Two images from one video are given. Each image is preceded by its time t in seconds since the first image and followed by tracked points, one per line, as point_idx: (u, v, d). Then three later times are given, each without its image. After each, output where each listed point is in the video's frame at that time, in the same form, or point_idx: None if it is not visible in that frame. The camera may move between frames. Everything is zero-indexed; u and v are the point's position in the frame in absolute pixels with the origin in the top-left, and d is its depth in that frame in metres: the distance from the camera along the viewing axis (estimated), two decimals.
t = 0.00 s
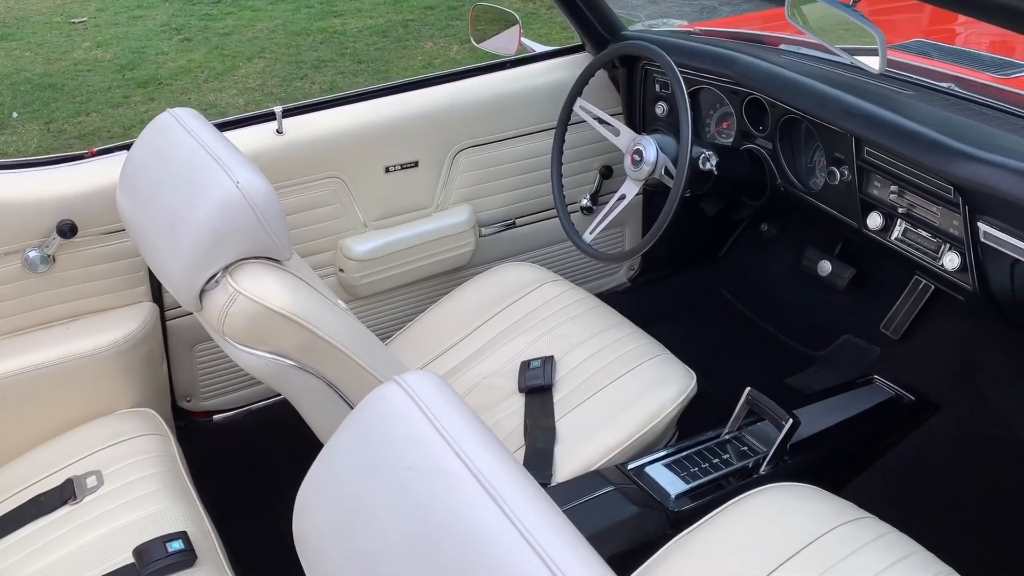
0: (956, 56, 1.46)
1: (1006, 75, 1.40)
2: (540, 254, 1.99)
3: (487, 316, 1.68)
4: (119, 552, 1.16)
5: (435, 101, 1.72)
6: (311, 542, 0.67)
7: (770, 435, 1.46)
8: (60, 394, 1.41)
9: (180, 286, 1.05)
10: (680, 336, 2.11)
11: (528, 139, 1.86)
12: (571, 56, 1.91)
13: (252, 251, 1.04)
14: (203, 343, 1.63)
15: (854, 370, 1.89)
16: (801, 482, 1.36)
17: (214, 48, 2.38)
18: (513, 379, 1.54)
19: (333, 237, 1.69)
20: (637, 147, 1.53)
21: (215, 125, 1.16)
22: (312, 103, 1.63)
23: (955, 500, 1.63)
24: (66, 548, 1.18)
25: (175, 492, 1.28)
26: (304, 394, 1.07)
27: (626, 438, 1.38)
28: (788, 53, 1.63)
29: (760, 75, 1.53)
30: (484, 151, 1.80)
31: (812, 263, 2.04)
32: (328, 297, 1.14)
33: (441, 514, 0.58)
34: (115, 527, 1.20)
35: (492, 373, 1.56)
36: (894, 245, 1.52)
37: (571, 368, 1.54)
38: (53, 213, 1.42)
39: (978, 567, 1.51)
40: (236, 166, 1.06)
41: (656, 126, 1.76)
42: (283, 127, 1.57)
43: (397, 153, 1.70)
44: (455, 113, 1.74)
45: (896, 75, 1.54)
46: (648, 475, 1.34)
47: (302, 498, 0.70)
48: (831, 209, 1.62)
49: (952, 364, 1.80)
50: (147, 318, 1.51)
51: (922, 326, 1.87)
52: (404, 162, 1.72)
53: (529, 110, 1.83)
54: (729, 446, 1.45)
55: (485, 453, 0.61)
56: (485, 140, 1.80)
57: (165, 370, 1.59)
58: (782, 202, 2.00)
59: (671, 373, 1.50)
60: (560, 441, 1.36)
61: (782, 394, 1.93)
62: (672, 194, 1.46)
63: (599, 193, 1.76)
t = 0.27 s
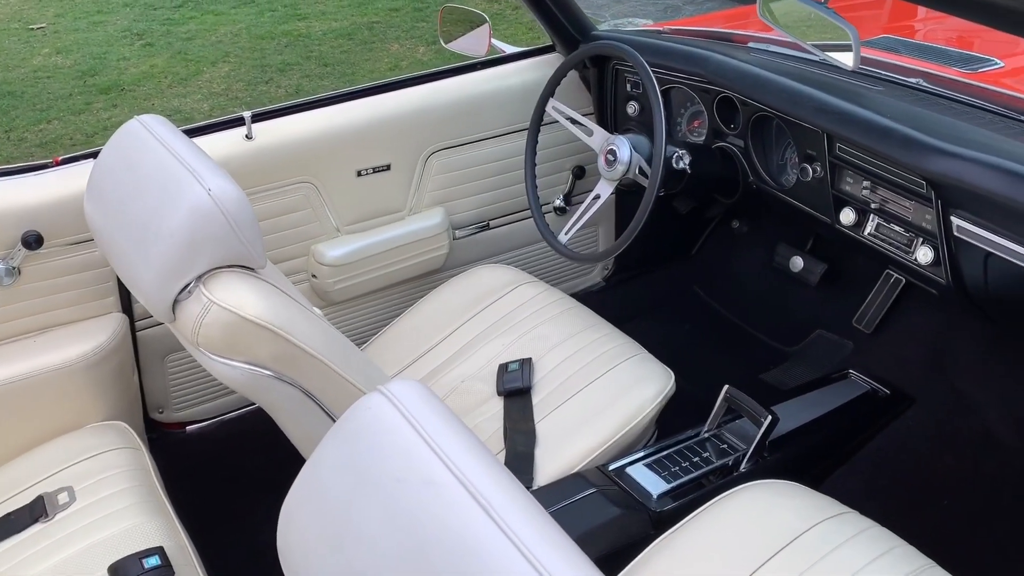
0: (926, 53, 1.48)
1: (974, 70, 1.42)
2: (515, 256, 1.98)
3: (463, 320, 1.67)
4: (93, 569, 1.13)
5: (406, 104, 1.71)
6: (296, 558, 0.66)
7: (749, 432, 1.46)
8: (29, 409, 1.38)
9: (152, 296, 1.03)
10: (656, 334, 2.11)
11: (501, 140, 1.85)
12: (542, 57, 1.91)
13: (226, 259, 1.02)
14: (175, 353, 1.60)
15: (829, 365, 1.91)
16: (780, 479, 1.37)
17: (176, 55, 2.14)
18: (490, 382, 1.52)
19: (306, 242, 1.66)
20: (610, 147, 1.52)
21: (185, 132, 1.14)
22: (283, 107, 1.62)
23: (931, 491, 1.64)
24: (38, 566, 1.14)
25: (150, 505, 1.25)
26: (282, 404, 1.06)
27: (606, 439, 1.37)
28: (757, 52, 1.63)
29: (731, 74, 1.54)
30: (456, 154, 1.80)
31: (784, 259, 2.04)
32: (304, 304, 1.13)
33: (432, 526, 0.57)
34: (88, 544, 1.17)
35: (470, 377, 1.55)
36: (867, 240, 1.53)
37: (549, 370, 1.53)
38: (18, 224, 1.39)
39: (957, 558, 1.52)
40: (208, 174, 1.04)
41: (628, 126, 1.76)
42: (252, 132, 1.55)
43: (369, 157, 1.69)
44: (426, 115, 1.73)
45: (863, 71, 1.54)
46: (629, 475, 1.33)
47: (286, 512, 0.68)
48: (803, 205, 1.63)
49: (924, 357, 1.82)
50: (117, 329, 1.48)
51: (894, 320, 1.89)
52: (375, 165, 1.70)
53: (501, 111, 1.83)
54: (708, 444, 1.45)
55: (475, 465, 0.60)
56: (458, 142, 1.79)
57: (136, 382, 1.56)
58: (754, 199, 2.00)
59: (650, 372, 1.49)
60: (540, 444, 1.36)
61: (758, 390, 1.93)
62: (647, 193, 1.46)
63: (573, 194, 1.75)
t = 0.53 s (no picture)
0: (897, 51, 1.52)
1: (943, 66, 1.45)
2: (490, 258, 1.97)
3: (441, 323, 1.66)
4: None
5: (378, 108, 1.70)
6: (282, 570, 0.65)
7: (729, 430, 1.47)
8: None
9: (125, 306, 1.01)
10: (633, 334, 2.11)
11: (474, 142, 1.85)
12: (514, 59, 1.91)
13: (201, 266, 1.00)
14: (148, 363, 1.58)
15: (805, 361, 1.92)
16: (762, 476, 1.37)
17: (141, 60, 2.05)
18: (470, 386, 1.51)
19: (280, 248, 1.65)
20: (585, 148, 1.52)
21: (156, 139, 1.12)
22: (254, 111, 1.60)
23: (909, 483, 1.66)
24: None
25: (125, 519, 1.23)
26: (260, 413, 1.04)
27: (587, 440, 1.37)
28: (729, 52, 1.64)
29: (704, 73, 1.54)
30: (429, 157, 1.79)
31: (758, 257, 2.05)
32: (280, 311, 1.11)
33: (421, 533, 0.56)
34: (61, 560, 1.14)
35: (448, 381, 1.54)
36: (841, 236, 1.54)
37: (528, 372, 1.53)
38: None
39: (936, 550, 1.53)
40: (181, 180, 1.02)
41: (602, 126, 1.76)
42: (223, 137, 1.54)
43: (342, 161, 1.67)
44: (399, 118, 1.72)
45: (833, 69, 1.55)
46: (611, 476, 1.33)
47: (271, 525, 0.67)
48: (777, 203, 1.64)
49: (898, 352, 1.84)
50: (88, 340, 1.46)
51: (868, 315, 1.91)
52: (349, 170, 1.69)
53: (474, 113, 1.82)
54: (689, 443, 1.45)
55: (464, 470, 0.59)
56: (431, 145, 1.78)
57: (109, 394, 1.53)
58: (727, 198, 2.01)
59: (629, 372, 1.49)
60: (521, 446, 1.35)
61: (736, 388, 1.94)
62: (623, 193, 1.46)
63: (548, 195, 1.75)
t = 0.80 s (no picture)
0: (867, 49, 1.54)
1: (912, 63, 1.47)
2: (467, 261, 1.97)
3: (419, 327, 1.65)
4: None
5: (352, 112, 1.69)
6: None
7: (709, 428, 1.48)
8: None
9: (100, 315, 0.99)
10: (611, 334, 2.11)
11: (448, 145, 1.85)
12: (486, 61, 1.91)
13: (177, 273, 0.99)
14: (122, 372, 1.55)
15: (781, 358, 1.93)
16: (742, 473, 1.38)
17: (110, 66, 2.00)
18: (449, 390, 1.51)
19: (254, 255, 1.63)
20: (561, 149, 1.52)
21: (128, 145, 1.11)
22: (226, 115, 1.58)
23: (887, 477, 1.67)
24: None
25: (101, 531, 1.20)
26: (239, 421, 1.03)
27: (569, 441, 1.37)
28: (701, 51, 1.65)
29: (677, 74, 1.55)
30: (403, 160, 1.79)
31: (732, 256, 2.05)
32: (258, 317, 1.10)
33: (411, 540, 0.55)
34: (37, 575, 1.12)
35: (428, 385, 1.53)
36: (815, 233, 1.55)
37: (507, 374, 1.52)
38: None
39: (915, 542, 1.55)
40: (155, 187, 1.01)
41: (576, 128, 1.77)
42: (194, 143, 1.52)
43: (316, 165, 1.67)
44: (372, 122, 1.72)
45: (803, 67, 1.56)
46: (594, 477, 1.33)
47: (256, 534, 0.66)
48: (751, 202, 1.65)
49: (873, 347, 1.86)
50: (61, 350, 1.43)
51: (842, 312, 1.92)
52: (323, 174, 1.68)
53: (446, 116, 1.83)
54: (669, 442, 1.46)
55: (453, 473, 0.59)
56: (405, 149, 1.78)
57: (83, 404, 1.51)
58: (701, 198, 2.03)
59: (608, 372, 1.50)
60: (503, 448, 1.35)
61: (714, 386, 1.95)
62: (599, 193, 1.46)
63: (523, 197, 1.75)
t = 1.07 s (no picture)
0: (839, 49, 1.56)
1: (883, 63, 1.49)
2: (445, 264, 1.97)
3: (399, 331, 1.65)
4: None
5: (328, 116, 1.69)
6: None
7: (690, 427, 1.48)
8: None
9: (77, 323, 0.98)
10: (589, 336, 2.11)
11: (424, 148, 1.85)
12: (462, 64, 1.91)
13: (156, 280, 0.98)
14: (97, 382, 1.54)
15: (758, 357, 1.95)
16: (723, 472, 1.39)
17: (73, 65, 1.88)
18: (430, 394, 1.50)
19: (231, 261, 1.62)
20: (539, 151, 1.53)
21: (103, 151, 1.10)
22: (201, 121, 1.57)
23: (866, 473, 1.69)
24: None
25: (80, 542, 1.18)
26: (220, 429, 1.02)
27: (551, 443, 1.37)
28: (675, 52, 1.66)
29: (653, 75, 1.55)
30: (380, 164, 1.78)
31: (708, 256, 2.08)
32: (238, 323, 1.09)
33: (403, 544, 0.55)
34: None
35: (409, 390, 1.52)
36: (791, 232, 1.57)
37: (488, 377, 1.52)
38: None
39: (895, 537, 1.56)
40: (132, 193, 1.00)
41: (553, 130, 1.77)
42: (169, 149, 1.50)
43: (292, 170, 1.66)
44: (349, 126, 1.71)
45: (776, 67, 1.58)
46: (576, 478, 1.33)
47: (244, 541, 0.65)
48: (727, 201, 1.66)
49: (849, 345, 1.88)
50: (35, 360, 1.41)
51: (818, 310, 1.94)
52: (299, 179, 1.67)
53: (422, 120, 1.83)
54: (651, 442, 1.46)
55: (444, 475, 0.58)
56: (381, 152, 1.78)
57: (58, 415, 1.49)
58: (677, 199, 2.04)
59: (588, 373, 1.50)
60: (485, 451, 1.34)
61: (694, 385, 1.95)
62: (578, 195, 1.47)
63: (501, 200, 1.75)
